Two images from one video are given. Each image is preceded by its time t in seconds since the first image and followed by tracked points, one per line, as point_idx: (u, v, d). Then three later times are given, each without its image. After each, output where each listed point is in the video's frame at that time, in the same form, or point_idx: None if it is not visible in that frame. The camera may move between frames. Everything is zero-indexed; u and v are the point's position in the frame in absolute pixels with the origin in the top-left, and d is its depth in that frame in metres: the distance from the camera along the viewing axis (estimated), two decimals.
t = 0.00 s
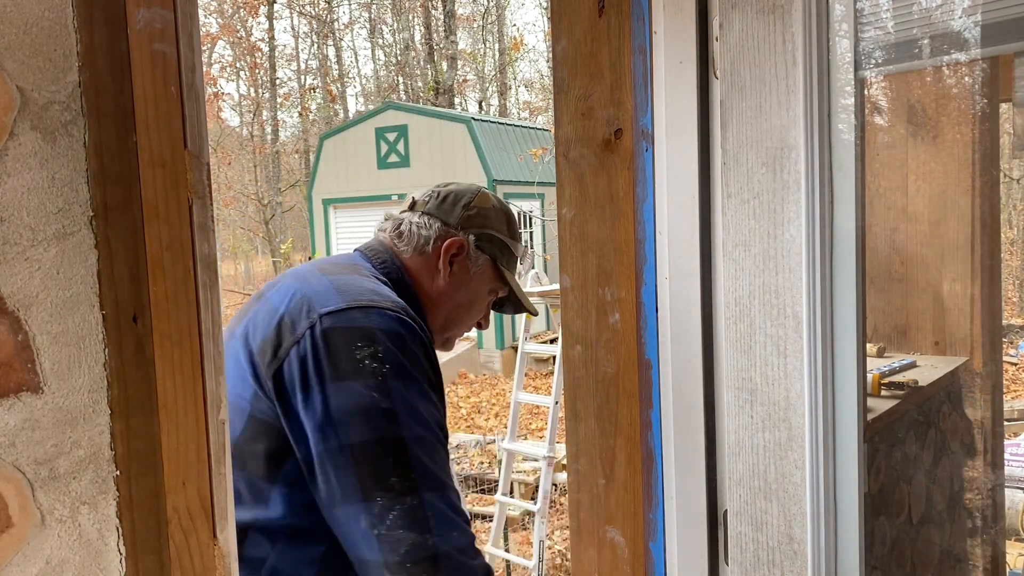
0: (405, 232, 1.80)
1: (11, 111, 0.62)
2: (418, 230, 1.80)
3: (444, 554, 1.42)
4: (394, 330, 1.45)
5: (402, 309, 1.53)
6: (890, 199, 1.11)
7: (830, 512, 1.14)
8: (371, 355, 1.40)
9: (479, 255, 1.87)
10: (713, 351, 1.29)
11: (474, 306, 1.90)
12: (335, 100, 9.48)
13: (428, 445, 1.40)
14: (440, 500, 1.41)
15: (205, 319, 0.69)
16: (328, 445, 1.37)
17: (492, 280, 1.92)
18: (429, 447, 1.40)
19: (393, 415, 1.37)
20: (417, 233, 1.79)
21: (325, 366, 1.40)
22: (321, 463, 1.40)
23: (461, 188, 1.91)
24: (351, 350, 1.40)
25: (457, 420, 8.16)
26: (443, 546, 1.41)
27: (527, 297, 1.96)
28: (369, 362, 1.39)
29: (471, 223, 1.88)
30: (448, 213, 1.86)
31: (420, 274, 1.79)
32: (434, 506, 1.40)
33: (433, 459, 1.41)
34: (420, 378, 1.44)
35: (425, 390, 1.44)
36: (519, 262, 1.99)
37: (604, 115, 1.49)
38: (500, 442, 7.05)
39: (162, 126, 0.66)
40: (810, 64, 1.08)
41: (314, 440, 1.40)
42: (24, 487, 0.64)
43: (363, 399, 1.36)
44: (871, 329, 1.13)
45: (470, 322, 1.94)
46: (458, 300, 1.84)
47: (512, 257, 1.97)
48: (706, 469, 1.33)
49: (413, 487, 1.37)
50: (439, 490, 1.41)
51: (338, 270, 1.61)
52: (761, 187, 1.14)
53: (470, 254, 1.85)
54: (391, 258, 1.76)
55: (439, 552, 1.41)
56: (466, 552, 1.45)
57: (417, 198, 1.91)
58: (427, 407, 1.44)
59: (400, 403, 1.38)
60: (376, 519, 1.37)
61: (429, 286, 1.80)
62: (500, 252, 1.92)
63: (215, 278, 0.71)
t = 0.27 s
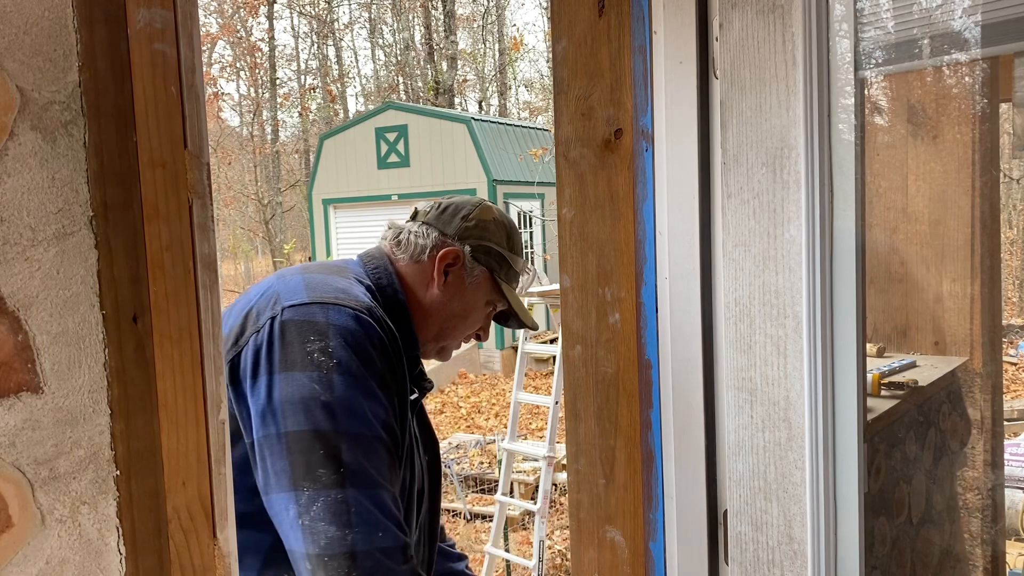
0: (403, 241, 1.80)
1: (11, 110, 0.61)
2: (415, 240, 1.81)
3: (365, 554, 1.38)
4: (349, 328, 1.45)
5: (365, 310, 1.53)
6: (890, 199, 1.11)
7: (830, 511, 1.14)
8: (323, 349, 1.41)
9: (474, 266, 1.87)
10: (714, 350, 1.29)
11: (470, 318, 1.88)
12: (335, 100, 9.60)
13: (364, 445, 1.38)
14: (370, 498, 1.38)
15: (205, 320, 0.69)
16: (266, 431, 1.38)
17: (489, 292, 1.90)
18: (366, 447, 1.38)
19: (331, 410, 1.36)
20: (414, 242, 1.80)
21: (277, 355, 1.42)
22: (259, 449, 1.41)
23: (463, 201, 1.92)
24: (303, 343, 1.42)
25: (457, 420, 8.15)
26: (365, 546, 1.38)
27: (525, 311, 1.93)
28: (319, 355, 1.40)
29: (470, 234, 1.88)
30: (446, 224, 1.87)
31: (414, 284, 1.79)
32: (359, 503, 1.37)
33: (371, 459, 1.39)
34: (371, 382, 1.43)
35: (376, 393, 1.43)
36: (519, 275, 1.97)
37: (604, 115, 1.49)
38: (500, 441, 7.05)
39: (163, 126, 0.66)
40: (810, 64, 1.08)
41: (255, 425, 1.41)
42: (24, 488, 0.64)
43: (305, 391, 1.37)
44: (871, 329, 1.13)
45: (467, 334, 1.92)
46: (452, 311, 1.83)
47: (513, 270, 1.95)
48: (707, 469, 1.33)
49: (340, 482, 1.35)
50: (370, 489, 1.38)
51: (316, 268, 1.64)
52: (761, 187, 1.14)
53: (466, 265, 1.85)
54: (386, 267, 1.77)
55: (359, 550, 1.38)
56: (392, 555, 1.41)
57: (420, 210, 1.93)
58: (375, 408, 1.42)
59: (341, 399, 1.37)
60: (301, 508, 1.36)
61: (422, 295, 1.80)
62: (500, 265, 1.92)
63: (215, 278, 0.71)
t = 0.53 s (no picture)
0: (410, 247, 1.80)
1: (12, 111, 0.62)
2: (421, 247, 1.80)
3: (332, 554, 1.35)
4: (337, 328, 1.45)
5: (357, 313, 1.51)
6: (890, 199, 1.11)
7: (830, 511, 1.14)
8: (309, 349, 1.41)
9: (479, 275, 1.85)
10: (714, 350, 1.29)
11: (472, 328, 1.86)
12: (335, 100, 9.57)
13: (340, 445, 1.36)
14: (344, 499, 1.35)
15: (205, 319, 0.69)
16: (248, 425, 1.39)
17: (493, 302, 1.88)
18: (341, 448, 1.36)
19: (311, 408, 1.35)
20: (420, 250, 1.80)
21: (265, 353, 1.42)
22: (241, 443, 1.41)
23: (472, 210, 1.91)
24: (290, 342, 1.42)
25: (457, 420, 8.16)
26: (332, 546, 1.35)
27: (528, 323, 1.90)
28: (305, 354, 1.40)
29: (476, 244, 1.86)
30: (453, 232, 1.86)
31: (418, 292, 1.78)
32: (330, 502, 1.34)
33: (348, 459, 1.37)
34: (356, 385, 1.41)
35: (360, 395, 1.41)
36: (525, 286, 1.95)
37: (604, 115, 1.49)
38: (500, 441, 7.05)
39: (162, 125, 0.66)
40: (810, 64, 1.08)
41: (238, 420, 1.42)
42: (24, 487, 0.64)
43: (287, 388, 1.37)
44: (871, 329, 1.13)
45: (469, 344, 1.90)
46: (454, 320, 1.81)
47: (518, 282, 1.93)
48: (707, 469, 1.33)
49: (313, 479, 1.34)
50: (344, 489, 1.36)
51: (316, 270, 1.65)
52: (761, 187, 1.14)
53: (470, 274, 1.83)
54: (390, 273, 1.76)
55: (326, 549, 1.35)
56: (360, 558, 1.37)
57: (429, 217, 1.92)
58: (358, 410, 1.40)
59: (321, 398, 1.36)
60: (274, 504, 1.35)
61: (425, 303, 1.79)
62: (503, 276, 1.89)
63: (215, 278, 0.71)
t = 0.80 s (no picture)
0: (423, 259, 1.77)
1: (12, 111, 0.62)
2: (434, 259, 1.77)
3: (328, 561, 1.30)
4: (347, 333, 1.45)
5: (366, 319, 1.51)
6: (890, 199, 1.11)
7: (830, 511, 1.14)
8: (319, 353, 1.40)
9: (492, 290, 1.82)
10: (713, 350, 1.29)
11: (483, 342, 1.84)
12: (335, 100, 9.55)
13: (344, 450, 1.33)
14: (344, 504, 1.31)
15: (206, 319, 0.69)
16: (253, 427, 1.37)
17: (504, 318, 1.86)
18: (344, 452, 1.33)
19: (317, 411, 1.34)
20: (434, 262, 1.76)
21: (273, 355, 1.41)
22: (245, 446, 1.39)
23: (488, 225, 1.87)
24: (299, 346, 1.41)
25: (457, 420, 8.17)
26: (328, 553, 1.30)
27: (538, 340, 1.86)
28: (314, 358, 1.40)
29: (490, 258, 1.83)
30: (468, 245, 1.83)
31: (429, 304, 1.75)
32: (329, 507, 1.30)
33: (352, 464, 1.34)
34: (364, 392, 1.40)
35: (367, 402, 1.40)
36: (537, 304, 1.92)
37: (604, 115, 1.49)
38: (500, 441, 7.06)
39: (162, 125, 0.66)
40: (810, 64, 1.08)
41: (245, 422, 1.40)
42: (24, 488, 0.64)
43: (295, 390, 1.36)
44: (871, 329, 1.13)
45: (478, 358, 1.87)
46: (465, 334, 1.78)
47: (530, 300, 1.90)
48: (707, 468, 1.33)
49: (314, 483, 1.30)
50: (345, 494, 1.32)
51: (327, 276, 1.65)
52: (761, 188, 1.14)
53: (482, 288, 1.80)
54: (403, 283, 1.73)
55: (323, 555, 1.30)
56: (357, 566, 1.32)
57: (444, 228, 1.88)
58: (365, 417, 1.39)
59: (328, 401, 1.35)
60: (273, 507, 1.31)
61: (436, 315, 1.76)
62: (514, 293, 1.87)
63: (215, 278, 0.71)
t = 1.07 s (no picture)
0: (431, 264, 1.76)
1: (11, 111, 0.62)
2: (442, 264, 1.75)
3: (320, 566, 1.22)
4: (349, 335, 1.40)
5: (370, 321, 1.47)
6: (890, 199, 1.11)
7: (830, 511, 1.14)
8: (319, 354, 1.36)
9: (499, 297, 1.80)
10: (713, 350, 1.29)
11: (489, 350, 1.81)
12: (336, 100, 10.06)
13: (341, 452, 1.27)
14: (340, 507, 1.24)
15: (205, 319, 0.69)
16: (251, 428, 1.32)
17: (510, 326, 1.83)
18: (341, 454, 1.27)
19: (315, 412, 1.28)
20: (442, 266, 1.75)
21: (274, 355, 1.37)
22: (243, 448, 1.34)
23: (497, 233, 1.85)
24: (300, 346, 1.37)
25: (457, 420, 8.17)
26: (320, 558, 1.22)
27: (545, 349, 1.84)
28: (314, 358, 1.35)
29: (497, 265, 1.82)
30: (475, 251, 1.81)
31: (436, 309, 1.73)
32: (323, 510, 1.23)
33: (349, 467, 1.27)
34: (364, 394, 1.35)
35: (367, 406, 1.34)
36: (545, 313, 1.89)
37: (604, 115, 1.49)
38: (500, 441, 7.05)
39: (162, 125, 0.66)
40: (810, 64, 1.08)
41: (243, 424, 1.35)
42: (24, 488, 0.64)
43: (293, 390, 1.31)
44: (871, 329, 1.13)
45: (483, 366, 1.85)
46: (471, 340, 1.76)
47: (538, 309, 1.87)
48: (707, 468, 1.33)
49: (308, 485, 1.24)
50: (340, 498, 1.25)
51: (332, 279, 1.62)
52: (761, 187, 1.14)
53: (489, 295, 1.78)
54: (409, 287, 1.72)
55: (314, 560, 1.22)
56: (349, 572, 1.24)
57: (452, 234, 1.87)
58: (365, 420, 1.33)
59: (327, 402, 1.30)
60: (266, 509, 1.24)
61: (442, 321, 1.74)
62: (521, 302, 1.84)
63: (214, 278, 0.71)
